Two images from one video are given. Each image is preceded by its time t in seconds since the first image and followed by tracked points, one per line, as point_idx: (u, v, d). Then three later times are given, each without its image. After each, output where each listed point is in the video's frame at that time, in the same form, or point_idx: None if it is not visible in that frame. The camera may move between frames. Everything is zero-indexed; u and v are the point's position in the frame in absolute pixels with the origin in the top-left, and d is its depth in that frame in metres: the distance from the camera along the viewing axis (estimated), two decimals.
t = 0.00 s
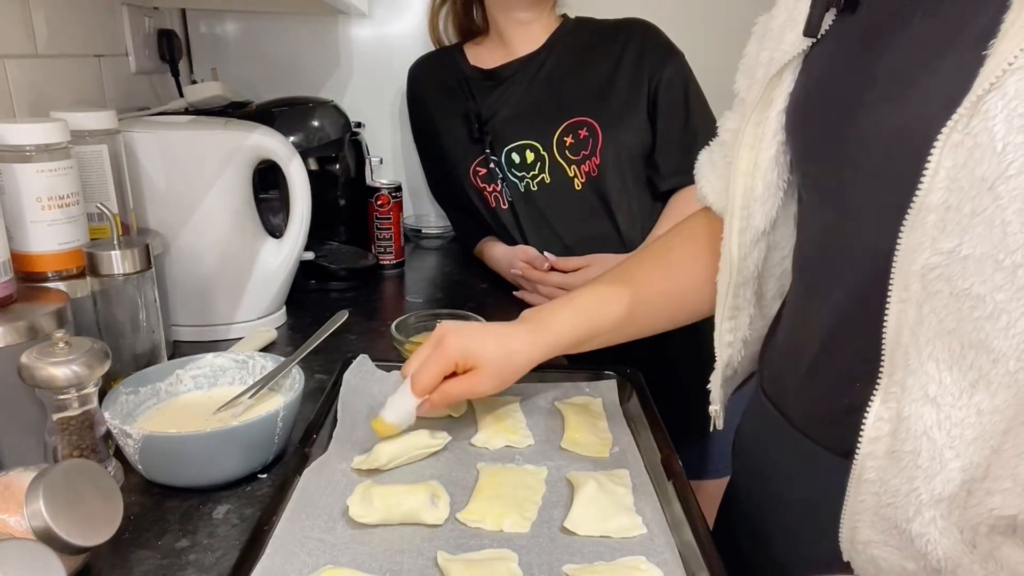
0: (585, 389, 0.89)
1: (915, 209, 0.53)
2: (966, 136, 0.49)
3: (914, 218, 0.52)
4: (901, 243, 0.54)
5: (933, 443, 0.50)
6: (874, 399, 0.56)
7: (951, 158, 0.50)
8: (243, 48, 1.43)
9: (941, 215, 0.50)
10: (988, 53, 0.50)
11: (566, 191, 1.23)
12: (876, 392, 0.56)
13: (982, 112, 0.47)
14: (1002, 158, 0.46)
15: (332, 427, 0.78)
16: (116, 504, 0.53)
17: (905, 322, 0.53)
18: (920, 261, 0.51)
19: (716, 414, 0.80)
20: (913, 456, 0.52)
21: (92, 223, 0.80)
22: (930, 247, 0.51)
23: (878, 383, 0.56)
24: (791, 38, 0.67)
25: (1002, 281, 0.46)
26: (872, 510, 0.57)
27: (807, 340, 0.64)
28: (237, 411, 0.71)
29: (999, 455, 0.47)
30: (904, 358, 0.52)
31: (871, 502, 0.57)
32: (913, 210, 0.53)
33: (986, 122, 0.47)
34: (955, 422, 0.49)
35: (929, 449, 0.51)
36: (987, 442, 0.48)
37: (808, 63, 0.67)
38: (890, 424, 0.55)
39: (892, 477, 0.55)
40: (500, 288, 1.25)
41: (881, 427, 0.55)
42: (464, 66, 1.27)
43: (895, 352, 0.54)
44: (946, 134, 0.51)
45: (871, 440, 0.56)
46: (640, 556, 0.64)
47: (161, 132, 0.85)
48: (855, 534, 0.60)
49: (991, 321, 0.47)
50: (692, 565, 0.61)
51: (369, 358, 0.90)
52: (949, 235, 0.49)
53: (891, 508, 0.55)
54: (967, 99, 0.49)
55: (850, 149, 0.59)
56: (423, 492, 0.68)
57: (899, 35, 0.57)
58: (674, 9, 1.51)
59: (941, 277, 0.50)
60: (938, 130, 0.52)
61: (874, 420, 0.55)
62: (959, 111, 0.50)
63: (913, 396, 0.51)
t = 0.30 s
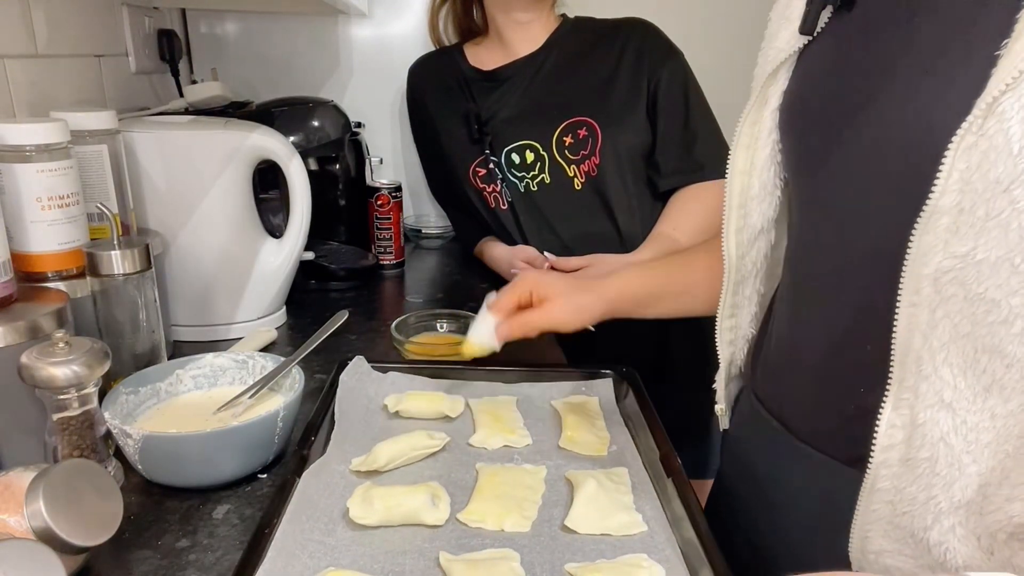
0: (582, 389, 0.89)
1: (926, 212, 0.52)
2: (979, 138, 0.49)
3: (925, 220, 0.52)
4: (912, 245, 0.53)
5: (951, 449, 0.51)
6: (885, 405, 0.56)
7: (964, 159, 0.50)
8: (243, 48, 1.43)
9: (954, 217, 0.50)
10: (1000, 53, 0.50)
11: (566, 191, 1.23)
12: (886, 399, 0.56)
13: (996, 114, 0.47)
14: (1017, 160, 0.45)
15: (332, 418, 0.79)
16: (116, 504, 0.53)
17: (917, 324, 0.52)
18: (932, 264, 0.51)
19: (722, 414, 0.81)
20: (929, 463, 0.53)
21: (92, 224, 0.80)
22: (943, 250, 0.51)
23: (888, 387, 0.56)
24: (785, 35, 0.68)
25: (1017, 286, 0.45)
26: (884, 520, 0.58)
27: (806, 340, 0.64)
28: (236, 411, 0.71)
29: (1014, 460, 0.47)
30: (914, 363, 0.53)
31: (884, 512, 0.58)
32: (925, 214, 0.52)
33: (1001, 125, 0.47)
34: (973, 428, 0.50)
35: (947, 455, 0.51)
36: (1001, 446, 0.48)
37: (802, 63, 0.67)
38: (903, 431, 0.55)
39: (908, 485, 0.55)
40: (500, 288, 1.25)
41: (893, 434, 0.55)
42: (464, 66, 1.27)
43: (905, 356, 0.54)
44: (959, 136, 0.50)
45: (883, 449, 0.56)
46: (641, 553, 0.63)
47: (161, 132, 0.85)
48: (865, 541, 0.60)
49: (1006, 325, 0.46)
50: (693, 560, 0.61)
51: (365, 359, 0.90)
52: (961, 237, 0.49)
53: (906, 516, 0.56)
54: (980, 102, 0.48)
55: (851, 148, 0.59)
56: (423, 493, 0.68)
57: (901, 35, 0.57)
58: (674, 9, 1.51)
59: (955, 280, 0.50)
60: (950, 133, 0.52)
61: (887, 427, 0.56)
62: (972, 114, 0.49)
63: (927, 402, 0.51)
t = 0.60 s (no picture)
0: (581, 389, 0.89)
1: (903, 197, 0.53)
2: (957, 125, 0.49)
3: (902, 204, 0.53)
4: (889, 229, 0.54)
5: (918, 428, 0.51)
6: (859, 385, 0.56)
7: (942, 144, 0.50)
8: (243, 48, 1.43)
9: (930, 202, 0.51)
10: (979, 44, 0.50)
11: (566, 191, 1.24)
12: (861, 379, 0.57)
13: (975, 100, 0.47)
14: (991, 146, 0.45)
15: (332, 416, 0.79)
16: (116, 504, 0.53)
17: (891, 307, 0.53)
18: (909, 246, 0.52)
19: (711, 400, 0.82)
20: (897, 440, 0.53)
21: (92, 223, 0.80)
22: (918, 234, 0.51)
23: (863, 370, 0.57)
24: (786, 31, 0.70)
25: (987, 268, 0.45)
26: (855, 496, 0.58)
27: (796, 334, 0.65)
28: (236, 412, 0.71)
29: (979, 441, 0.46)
30: (888, 341, 0.53)
31: (855, 488, 0.58)
32: (902, 198, 0.53)
33: (978, 111, 0.47)
34: (942, 409, 0.49)
35: (914, 433, 0.51)
36: (970, 426, 0.47)
37: (802, 56, 0.69)
38: (875, 410, 0.55)
39: (877, 461, 0.55)
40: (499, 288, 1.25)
41: (865, 412, 0.56)
42: (465, 66, 1.27)
43: (881, 338, 0.54)
44: (938, 123, 0.51)
45: (856, 425, 0.57)
46: (641, 553, 0.64)
47: (161, 132, 0.85)
48: (837, 521, 0.60)
49: (975, 307, 0.46)
50: (692, 558, 0.61)
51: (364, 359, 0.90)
52: (937, 222, 0.50)
53: (875, 492, 0.56)
54: (961, 87, 0.49)
55: (838, 141, 0.61)
56: (423, 492, 0.69)
57: (892, 32, 0.58)
58: (674, 10, 1.51)
59: (928, 262, 0.50)
60: (926, 125, 0.53)
61: (859, 406, 0.56)
62: (952, 100, 0.50)
63: (898, 381, 0.52)
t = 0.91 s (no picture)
0: (582, 389, 0.88)
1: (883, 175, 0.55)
2: (933, 104, 0.52)
3: (881, 181, 0.55)
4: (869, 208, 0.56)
5: (896, 392, 0.54)
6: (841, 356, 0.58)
7: (918, 124, 0.53)
8: (243, 48, 1.43)
9: (907, 178, 0.54)
10: (954, 30, 0.53)
11: (566, 191, 1.24)
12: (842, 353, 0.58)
13: (950, 81, 0.51)
14: (964, 122, 0.49)
15: (331, 416, 0.78)
16: (116, 504, 0.53)
17: (871, 280, 0.56)
18: (888, 223, 0.55)
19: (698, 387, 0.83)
20: (879, 408, 0.56)
21: (92, 223, 0.80)
22: (896, 210, 0.54)
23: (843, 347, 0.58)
24: (775, 32, 0.71)
25: (961, 240, 0.49)
26: (839, 461, 0.59)
27: (785, 323, 0.66)
28: (236, 412, 0.71)
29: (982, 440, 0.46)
30: (869, 314, 0.56)
31: (839, 453, 0.59)
32: (882, 176, 0.55)
33: (953, 91, 0.50)
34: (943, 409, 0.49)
35: (895, 398, 0.54)
36: (970, 425, 0.47)
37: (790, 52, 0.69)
38: (858, 379, 0.57)
39: (862, 429, 0.57)
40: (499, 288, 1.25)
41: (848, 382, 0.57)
42: (465, 67, 1.27)
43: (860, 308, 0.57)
44: (915, 103, 0.54)
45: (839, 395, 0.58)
46: (640, 554, 0.64)
47: (160, 132, 0.85)
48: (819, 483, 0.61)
49: (950, 278, 0.50)
50: (690, 558, 0.61)
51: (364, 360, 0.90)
52: (914, 195, 0.53)
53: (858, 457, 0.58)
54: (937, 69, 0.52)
55: (820, 134, 0.62)
56: (421, 493, 0.68)
57: (874, 28, 0.60)
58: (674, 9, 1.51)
59: (907, 237, 0.53)
60: (903, 112, 0.55)
61: (843, 376, 0.58)
62: (928, 82, 0.53)
63: (882, 350, 0.55)
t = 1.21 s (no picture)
0: (594, 379, 0.89)
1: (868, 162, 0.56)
2: (915, 96, 0.53)
3: (866, 169, 0.56)
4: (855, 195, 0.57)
5: (883, 372, 0.55)
6: (828, 338, 0.59)
7: (900, 113, 0.54)
8: (243, 48, 1.43)
9: (891, 166, 0.55)
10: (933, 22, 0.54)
11: (566, 191, 1.24)
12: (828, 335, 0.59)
13: (931, 74, 0.52)
14: (945, 113, 0.50)
15: (339, 417, 0.78)
16: (116, 504, 0.53)
17: (855, 265, 0.57)
18: (872, 209, 0.56)
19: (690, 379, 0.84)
20: (864, 385, 0.56)
21: (92, 224, 0.80)
22: (881, 197, 0.55)
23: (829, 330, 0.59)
24: (765, 35, 0.71)
25: (943, 224, 0.50)
26: (824, 440, 0.60)
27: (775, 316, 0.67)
28: (236, 412, 0.71)
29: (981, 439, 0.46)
30: (853, 297, 0.57)
31: (825, 432, 0.60)
32: (867, 164, 0.56)
33: (933, 84, 0.51)
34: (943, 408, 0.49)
35: (881, 377, 0.55)
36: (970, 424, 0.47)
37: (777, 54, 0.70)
38: (844, 358, 0.58)
39: (847, 406, 0.58)
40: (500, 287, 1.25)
41: (835, 362, 0.58)
42: (465, 67, 1.26)
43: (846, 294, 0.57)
44: (898, 94, 0.54)
45: (825, 374, 0.59)
46: (658, 548, 0.63)
47: (161, 132, 0.85)
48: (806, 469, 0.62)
49: (933, 261, 0.51)
50: (707, 548, 0.61)
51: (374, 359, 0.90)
52: (898, 183, 0.54)
53: (844, 434, 0.58)
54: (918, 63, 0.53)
55: (807, 131, 0.63)
56: (434, 492, 0.68)
57: (855, 23, 0.61)
58: (673, 9, 1.51)
59: (891, 222, 0.54)
60: (886, 101, 0.56)
61: (829, 357, 0.59)
62: (910, 75, 0.54)
63: (866, 333, 0.56)
